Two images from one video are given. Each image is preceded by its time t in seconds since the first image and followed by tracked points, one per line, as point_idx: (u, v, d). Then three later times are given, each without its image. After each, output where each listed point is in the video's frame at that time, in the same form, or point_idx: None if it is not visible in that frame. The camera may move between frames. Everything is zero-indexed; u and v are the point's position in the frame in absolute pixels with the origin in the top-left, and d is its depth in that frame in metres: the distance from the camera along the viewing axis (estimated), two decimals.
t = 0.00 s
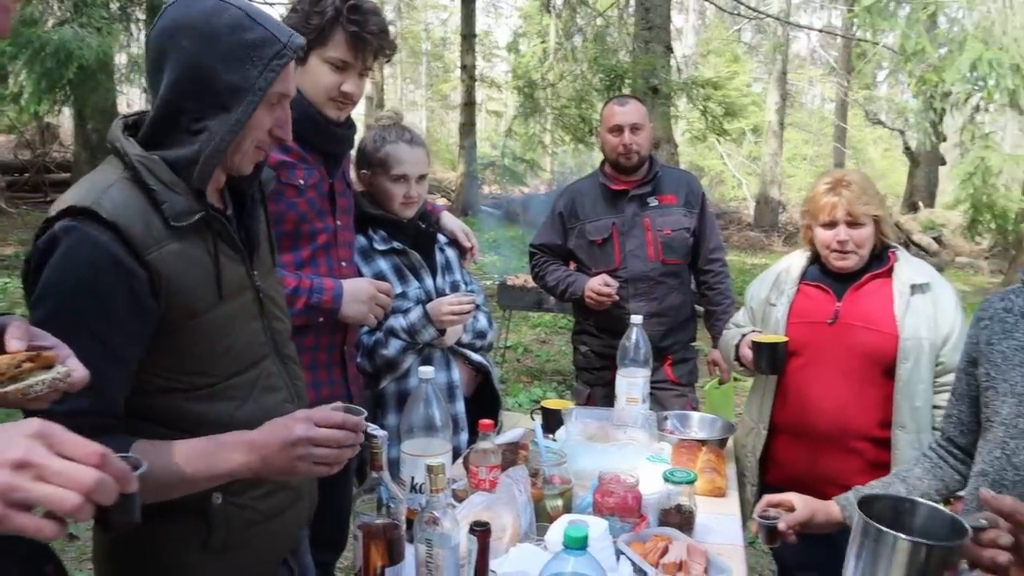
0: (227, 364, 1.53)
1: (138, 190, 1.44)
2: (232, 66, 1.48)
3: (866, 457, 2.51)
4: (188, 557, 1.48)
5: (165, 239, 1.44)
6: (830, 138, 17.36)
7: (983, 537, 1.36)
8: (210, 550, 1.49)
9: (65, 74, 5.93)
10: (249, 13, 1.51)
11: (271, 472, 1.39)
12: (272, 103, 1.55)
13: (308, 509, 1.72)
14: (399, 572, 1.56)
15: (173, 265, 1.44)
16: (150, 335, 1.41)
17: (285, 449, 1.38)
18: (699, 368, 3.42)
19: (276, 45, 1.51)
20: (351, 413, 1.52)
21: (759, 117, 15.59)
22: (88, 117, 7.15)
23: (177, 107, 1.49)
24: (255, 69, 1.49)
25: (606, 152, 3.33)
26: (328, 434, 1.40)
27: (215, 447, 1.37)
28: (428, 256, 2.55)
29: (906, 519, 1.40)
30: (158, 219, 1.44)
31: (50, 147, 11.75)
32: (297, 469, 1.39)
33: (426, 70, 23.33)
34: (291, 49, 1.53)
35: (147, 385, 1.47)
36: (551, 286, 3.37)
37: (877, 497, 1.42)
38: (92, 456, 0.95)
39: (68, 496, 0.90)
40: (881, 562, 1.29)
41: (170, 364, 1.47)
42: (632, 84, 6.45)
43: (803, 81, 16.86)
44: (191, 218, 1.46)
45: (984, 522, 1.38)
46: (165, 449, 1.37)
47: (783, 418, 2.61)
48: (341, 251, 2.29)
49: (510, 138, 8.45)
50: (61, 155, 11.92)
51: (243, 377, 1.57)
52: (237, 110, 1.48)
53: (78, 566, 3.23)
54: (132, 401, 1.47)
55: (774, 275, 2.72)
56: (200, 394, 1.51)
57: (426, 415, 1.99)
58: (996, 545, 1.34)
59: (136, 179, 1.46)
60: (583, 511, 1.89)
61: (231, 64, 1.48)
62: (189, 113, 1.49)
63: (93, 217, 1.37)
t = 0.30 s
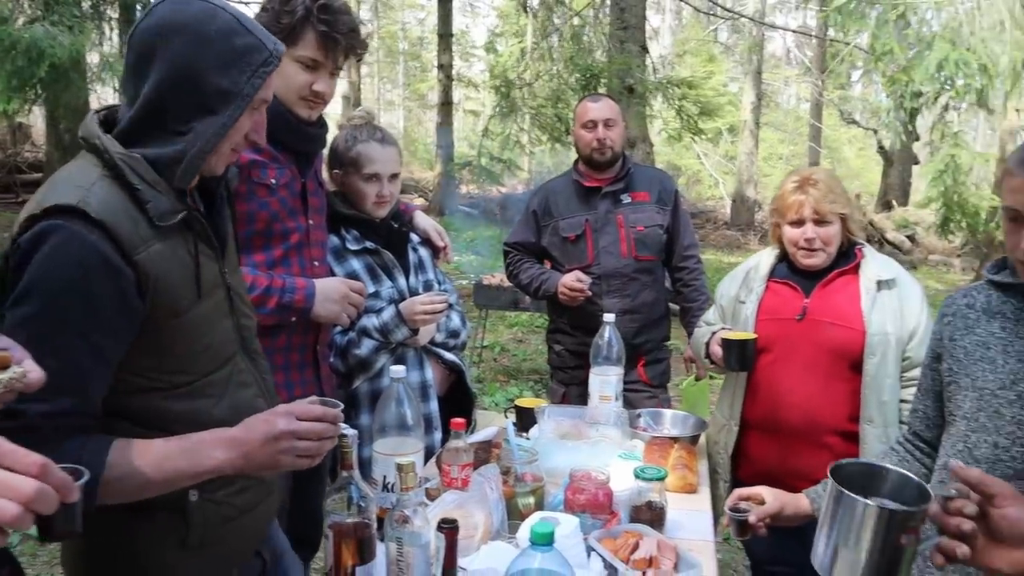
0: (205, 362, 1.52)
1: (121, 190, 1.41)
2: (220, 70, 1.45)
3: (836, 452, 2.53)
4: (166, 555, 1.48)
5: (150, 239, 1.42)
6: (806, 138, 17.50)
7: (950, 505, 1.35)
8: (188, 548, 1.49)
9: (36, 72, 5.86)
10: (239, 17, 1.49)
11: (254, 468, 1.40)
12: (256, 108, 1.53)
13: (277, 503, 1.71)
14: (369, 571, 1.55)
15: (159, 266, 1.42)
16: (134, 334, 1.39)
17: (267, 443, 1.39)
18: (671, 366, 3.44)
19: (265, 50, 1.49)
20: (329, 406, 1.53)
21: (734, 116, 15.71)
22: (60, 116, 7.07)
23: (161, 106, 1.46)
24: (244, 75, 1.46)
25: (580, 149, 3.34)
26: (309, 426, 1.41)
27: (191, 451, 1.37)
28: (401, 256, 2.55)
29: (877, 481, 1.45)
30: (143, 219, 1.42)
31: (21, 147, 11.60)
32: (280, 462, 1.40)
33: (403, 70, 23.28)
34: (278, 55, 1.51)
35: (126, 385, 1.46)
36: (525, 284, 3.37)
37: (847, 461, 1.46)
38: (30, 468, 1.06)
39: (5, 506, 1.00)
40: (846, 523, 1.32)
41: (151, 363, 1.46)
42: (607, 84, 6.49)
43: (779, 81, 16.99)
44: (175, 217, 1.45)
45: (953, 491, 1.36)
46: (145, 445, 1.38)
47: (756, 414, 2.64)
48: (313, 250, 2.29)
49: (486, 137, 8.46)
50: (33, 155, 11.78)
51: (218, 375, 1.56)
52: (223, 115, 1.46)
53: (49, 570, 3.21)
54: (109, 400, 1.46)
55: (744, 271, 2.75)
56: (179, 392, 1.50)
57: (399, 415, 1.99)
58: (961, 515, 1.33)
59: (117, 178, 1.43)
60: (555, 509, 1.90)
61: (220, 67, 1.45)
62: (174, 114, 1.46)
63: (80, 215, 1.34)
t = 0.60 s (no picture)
0: (173, 348, 1.52)
1: (89, 178, 1.41)
2: (180, 61, 1.45)
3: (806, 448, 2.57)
4: (136, 542, 1.48)
5: (117, 224, 1.41)
6: (781, 138, 17.65)
7: (917, 483, 1.34)
8: (158, 534, 1.49)
9: (6, 70, 5.77)
10: (198, 11, 1.49)
11: (215, 453, 1.39)
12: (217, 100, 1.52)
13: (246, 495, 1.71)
14: (339, 571, 1.55)
15: (126, 251, 1.41)
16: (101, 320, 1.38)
17: (228, 429, 1.38)
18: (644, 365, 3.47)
19: (223, 42, 1.49)
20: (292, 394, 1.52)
21: (710, 117, 15.80)
22: (29, 114, 6.97)
23: (121, 98, 1.45)
24: (204, 65, 1.46)
25: (554, 148, 3.35)
26: (270, 412, 1.40)
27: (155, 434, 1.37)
28: (374, 255, 2.55)
29: (846, 462, 1.46)
30: (110, 205, 1.42)
31: None
32: (240, 447, 1.39)
33: (380, 69, 23.20)
34: (238, 47, 1.52)
35: (93, 370, 1.44)
36: (497, 283, 3.36)
37: (818, 441, 1.47)
38: None
39: None
40: (815, 503, 1.32)
41: (118, 347, 1.45)
42: (584, 83, 6.51)
43: (755, 82, 17.11)
44: (141, 204, 1.44)
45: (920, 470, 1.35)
46: (107, 434, 1.37)
47: (726, 412, 2.67)
48: (285, 250, 2.28)
49: (462, 137, 8.47)
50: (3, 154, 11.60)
51: (186, 363, 1.55)
52: (184, 104, 1.45)
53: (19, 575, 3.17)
54: (76, 385, 1.45)
55: (715, 270, 2.78)
56: (148, 377, 1.49)
57: (370, 415, 1.99)
58: (927, 491, 1.32)
59: (86, 168, 1.42)
60: (526, 507, 1.90)
61: (179, 59, 1.45)
62: (135, 105, 1.46)
63: (46, 200, 1.33)
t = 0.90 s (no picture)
0: (133, 332, 1.52)
1: (60, 158, 1.41)
2: (145, 48, 1.46)
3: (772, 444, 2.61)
4: (87, 528, 1.48)
5: (86, 203, 1.41)
6: (752, 138, 17.79)
7: (875, 484, 1.35)
8: (109, 520, 1.50)
9: None
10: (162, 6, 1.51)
11: (174, 427, 1.41)
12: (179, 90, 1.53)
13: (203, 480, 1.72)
14: (306, 572, 1.55)
15: (93, 231, 1.41)
16: (65, 296, 1.38)
17: (186, 403, 1.40)
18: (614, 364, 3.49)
19: (186, 33, 1.51)
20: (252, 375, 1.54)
21: (682, 116, 15.89)
22: None
23: (87, 82, 1.45)
24: (167, 52, 1.47)
25: (524, 148, 3.35)
26: (229, 387, 1.43)
27: (112, 406, 1.38)
28: (342, 256, 2.54)
29: (806, 466, 1.48)
30: (80, 183, 1.42)
31: None
32: (198, 421, 1.41)
33: (353, 68, 23.09)
34: (201, 40, 1.53)
35: (53, 346, 1.44)
36: (467, 284, 3.36)
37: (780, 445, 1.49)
38: None
39: None
40: (779, 511, 1.33)
41: (77, 324, 1.44)
42: (555, 82, 6.54)
43: (726, 82, 17.23)
44: (111, 185, 1.45)
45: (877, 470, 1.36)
46: (65, 403, 1.36)
47: (694, 410, 2.70)
48: (253, 252, 2.27)
49: (434, 137, 8.45)
50: None
51: (144, 349, 1.54)
52: (149, 86, 1.45)
53: None
54: (34, 361, 1.44)
55: (683, 269, 2.81)
56: (107, 361, 1.49)
57: (338, 416, 1.98)
58: (887, 492, 1.34)
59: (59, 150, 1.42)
60: (495, 506, 1.91)
61: (144, 46, 1.46)
62: (101, 86, 1.45)
63: (18, 173, 1.34)
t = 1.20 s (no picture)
0: (79, 336, 1.52)
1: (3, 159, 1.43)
2: (77, 37, 1.48)
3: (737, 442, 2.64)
4: (18, 538, 1.46)
5: (28, 205, 1.43)
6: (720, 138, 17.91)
7: (807, 469, 1.41)
8: (42, 528, 1.49)
9: None
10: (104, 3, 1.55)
11: (124, 421, 1.40)
12: (116, 81, 1.53)
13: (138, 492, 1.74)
14: None
15: (33, 232, 1.42)
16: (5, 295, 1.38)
17: (136, 397, 1.40)
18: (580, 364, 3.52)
19: (121, 23, 1.52)
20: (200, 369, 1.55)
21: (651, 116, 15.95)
22: None
23: (24, 75, 1.50)
24: (97, 39, 1.49)
25: (490, 149, 3.36)
26: (180, 380, 1.43)
27: (60, 403, 1.37)
28: (307, 258, 2.53)
29: (742, 458, 1.53)
30: (24, 185, 1.44)
31: None
32: (149, 415, 1.41)
33: (322, 67, 22.94)
34: (138, 31, 1.55)
35: None
36: (434, 285, 3.36)
37: (714, 437, 1.54)
38: None
39: None
40: (713, 501, 1.34)
41: (21, 329, 1.43)
42: (522, 82, 6.54)
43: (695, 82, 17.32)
44: (57, 188, 1.48)
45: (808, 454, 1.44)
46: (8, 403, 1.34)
47: (660, 409, 2.73)
48: (215, 255, 2.25)
49: (402, 138, 8.41)
50: None
51: (88, 354, 1.55)
52: (75, 71, 1.47)
53: None
54: None
55: (648, 270, 2.83)
56: (48, 367, 1.47)
57: (302, 419, 1.98)
58: (818, 475, 1.39)
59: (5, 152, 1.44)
60: (459, 507, 1.92)
61: (76, 34, 1.49)
62: (38, 80, 1.49)
63: None
